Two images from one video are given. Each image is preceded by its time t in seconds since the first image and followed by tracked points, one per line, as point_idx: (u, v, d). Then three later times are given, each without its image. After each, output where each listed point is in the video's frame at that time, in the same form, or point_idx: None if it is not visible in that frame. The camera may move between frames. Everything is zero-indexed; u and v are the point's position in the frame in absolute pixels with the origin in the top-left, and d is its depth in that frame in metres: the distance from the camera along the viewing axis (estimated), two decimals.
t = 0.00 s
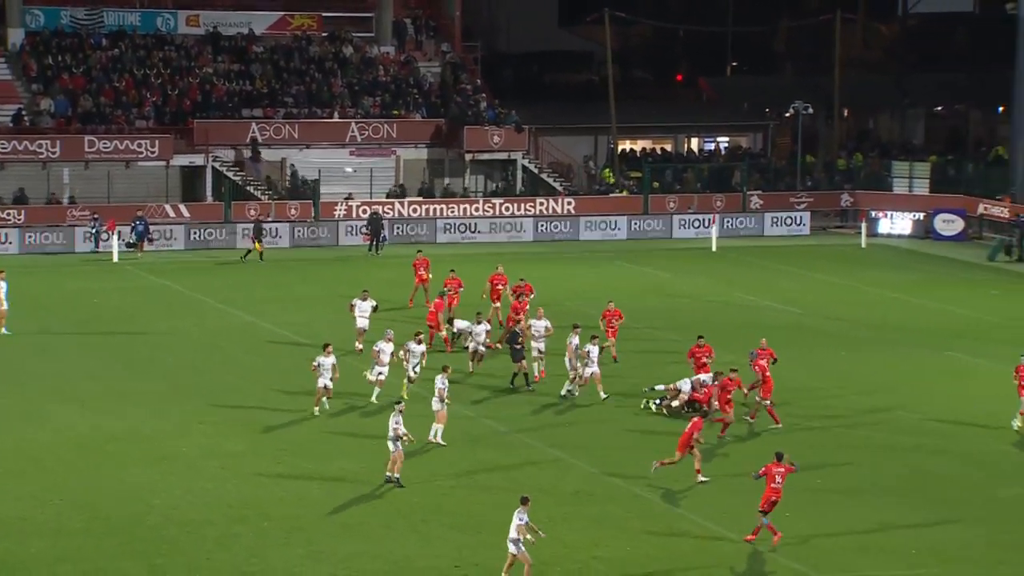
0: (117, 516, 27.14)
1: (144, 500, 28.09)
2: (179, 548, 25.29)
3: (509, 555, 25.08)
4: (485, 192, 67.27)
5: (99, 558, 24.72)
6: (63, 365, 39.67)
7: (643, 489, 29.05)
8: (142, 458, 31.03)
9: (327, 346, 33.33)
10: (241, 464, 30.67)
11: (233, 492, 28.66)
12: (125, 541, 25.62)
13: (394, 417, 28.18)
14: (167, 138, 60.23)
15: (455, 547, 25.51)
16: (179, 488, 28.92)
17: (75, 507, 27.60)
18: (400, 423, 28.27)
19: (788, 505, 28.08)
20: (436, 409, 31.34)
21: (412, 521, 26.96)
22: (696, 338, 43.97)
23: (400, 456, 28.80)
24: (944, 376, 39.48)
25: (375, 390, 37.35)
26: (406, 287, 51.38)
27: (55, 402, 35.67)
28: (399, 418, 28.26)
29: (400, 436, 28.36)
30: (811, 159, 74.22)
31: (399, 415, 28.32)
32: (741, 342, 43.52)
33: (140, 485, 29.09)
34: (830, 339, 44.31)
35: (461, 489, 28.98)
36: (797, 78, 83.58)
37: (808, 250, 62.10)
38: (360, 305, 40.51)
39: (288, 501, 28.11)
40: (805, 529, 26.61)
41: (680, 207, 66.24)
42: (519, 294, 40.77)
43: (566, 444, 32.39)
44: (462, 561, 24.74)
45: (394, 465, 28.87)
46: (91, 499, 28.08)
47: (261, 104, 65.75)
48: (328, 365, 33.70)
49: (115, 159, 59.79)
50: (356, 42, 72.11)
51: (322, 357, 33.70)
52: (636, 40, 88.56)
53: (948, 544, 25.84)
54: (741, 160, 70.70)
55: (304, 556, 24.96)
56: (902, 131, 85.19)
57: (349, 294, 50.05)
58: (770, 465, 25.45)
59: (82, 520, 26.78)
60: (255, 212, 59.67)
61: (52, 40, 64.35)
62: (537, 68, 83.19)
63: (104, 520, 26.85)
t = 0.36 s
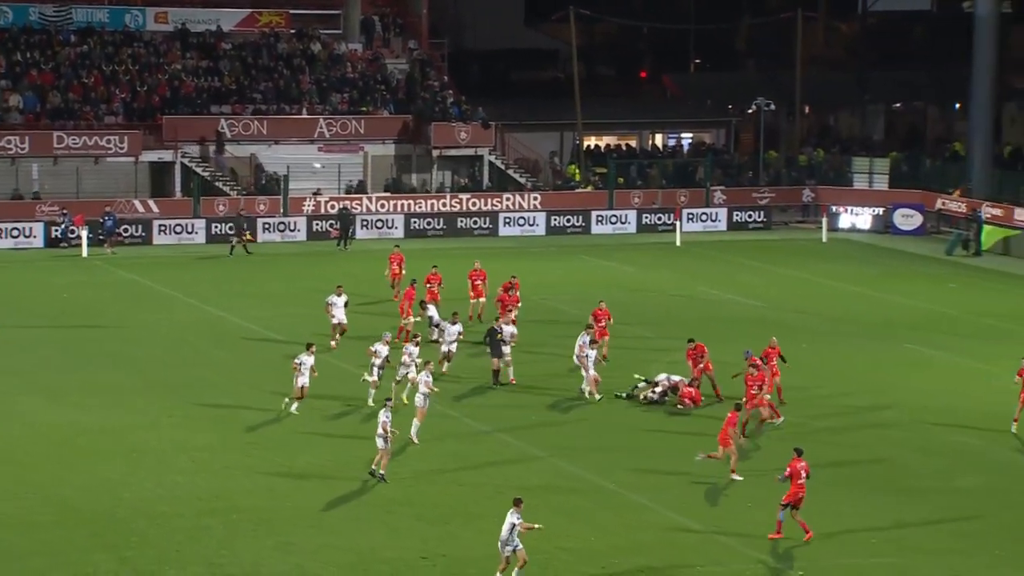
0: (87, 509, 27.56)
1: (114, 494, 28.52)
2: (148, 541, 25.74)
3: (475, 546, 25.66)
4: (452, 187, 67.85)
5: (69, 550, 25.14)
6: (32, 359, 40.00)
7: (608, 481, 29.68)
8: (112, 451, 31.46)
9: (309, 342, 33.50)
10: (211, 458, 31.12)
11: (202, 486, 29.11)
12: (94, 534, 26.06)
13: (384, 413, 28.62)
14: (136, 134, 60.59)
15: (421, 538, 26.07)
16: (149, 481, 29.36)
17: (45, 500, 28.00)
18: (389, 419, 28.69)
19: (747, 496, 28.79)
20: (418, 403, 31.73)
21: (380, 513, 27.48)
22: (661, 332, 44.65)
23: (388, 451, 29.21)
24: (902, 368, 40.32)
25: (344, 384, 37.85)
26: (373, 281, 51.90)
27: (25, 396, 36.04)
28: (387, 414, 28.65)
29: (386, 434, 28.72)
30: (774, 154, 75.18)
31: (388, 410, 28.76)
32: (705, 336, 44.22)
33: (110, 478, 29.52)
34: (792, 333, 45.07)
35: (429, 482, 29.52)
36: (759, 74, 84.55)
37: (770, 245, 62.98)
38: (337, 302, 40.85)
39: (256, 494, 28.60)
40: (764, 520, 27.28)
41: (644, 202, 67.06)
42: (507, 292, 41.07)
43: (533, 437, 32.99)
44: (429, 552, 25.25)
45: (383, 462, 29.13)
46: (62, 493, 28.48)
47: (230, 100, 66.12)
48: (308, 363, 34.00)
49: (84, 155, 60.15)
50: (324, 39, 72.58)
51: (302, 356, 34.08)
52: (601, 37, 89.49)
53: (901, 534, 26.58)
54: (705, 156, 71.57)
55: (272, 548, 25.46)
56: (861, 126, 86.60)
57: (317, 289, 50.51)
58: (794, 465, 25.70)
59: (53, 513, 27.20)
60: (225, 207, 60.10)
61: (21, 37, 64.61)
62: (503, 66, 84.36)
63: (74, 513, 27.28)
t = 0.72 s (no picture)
0: (53, 503, 27.81)
1: (79, 489, 28.79)
2: (115, 536, 26.01)
3: (440, 540, 26.05)
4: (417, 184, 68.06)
5: (35, 545, 25.40)
6: None
7: (570, 475, 30.17)
8: (78, 447, 31.72)
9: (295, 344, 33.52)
10: (176, 453, 31.41)
11: (168, 481, 29.42)
12: (61, 529, 26.33)
13: (366, 421, 28.65)
14: (101, 130, 61.18)
15: (386, 532, 26.43)
16: (114, 477, 29.64)
17: (11, 495, 28.23)
18: (372, 426, 28.73)
19: (706, 489, 29.30)
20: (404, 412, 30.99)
21: (344, 507, 27.86)
22: (624, 327, 45.15)
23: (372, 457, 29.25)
24: (861, 362, 40.96)
25: (309, 378, 38.22)
26: (338, 277, 52.22)
27: None
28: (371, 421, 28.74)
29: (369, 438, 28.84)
30: (736, 151, 75.80)
31: (371, 418, 28.75)
32: (668, 331, 44.75)
33: (75, 474, 29.77)
34: (753, 327, 45.65)
35: (393, 476, 29.90)
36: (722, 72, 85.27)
37: (732, 240, 63.61)
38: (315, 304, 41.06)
39: (222, 489, 28.91)
40: (723, 513, 27.83)
41: (608, 199, 67.43)
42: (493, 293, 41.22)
43: (496, 431, 33.44)
44: (394, 547, 25.61)
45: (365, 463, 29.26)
46: (27, 488, 28.72)
47: (195, 97, 66.23)
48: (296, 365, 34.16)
49: (49, 151, 60.65)
50: (289, 37, 72.77)
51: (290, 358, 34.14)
52: (564, 34, 90.12)
53: (859, 526, 27.14)
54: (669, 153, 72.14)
55: (239, 542, 25.78)
56: (822, 124, 87.51)
57: (283, 285, 50.78)
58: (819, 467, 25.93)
59: (18, 508, 27.44)
60: (191, 204, 60.18)
61: None
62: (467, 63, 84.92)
63: (39, 507, 27.55)
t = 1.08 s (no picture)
0: (38, 501, 28.01)
1: (63, 486, 29.00)
2: (99, 534, 26.22)
3: (423, 537, 26.32)
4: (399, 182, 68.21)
5: (19, 543, 25.61)
6: None
7: (552, 472, 30.46)
8: (61, 444, 31.91)
9: (312, 351, 33.18)
10: (160, 451, 31.63)
11: (151, 478, 29.65)
12: (46, 526, 26.51)
13: (372, 414, 28.64)
14: (83, 130, 61.13)
15: (370, 529, 26.69)
16: (98, 475, 29.85)
17: None
18: (375, 421, 28.69)
19: (686, 485, 29.62)
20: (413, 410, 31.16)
21: (327, 504, 28.10)
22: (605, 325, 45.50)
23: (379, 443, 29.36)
24: (840, 359, 41.35)
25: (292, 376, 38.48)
26: (319, 275, 52.46)
27: None
28: (376, 414, 28.71)
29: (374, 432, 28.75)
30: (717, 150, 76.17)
31: (376, 411, 28.84)
32: (648, 328, 45.11)
33: (59, 471, 29.98)
34: (733, 325, 46.03)
35: (377, 473, 30.18)
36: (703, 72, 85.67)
37: (712, 239, 64.00)
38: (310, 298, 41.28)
39: (205, 486, 29.13)
40: (702, 509, 28.15)
41: (589, 197, 67.56)
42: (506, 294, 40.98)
43: (479, 428, 33.74)
44: (377, 544, 25.86)
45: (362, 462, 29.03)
46: (11, 486, 28.91)
47: (178, 96, 66.39)
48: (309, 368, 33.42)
49: (31, 150, 60.64)
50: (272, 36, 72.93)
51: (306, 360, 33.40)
52: (546, 34, 90.38)
53: (837, 522, 27.51)
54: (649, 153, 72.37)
55: (223, 540, 26.01)
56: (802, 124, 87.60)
57: (265, 283, 51.01)
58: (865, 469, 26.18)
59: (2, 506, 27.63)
60: (173, 203, 60.10)
61: None
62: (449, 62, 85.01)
63: (23, 505, 27.74)
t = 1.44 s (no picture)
0: (36, 497, 28.03)
1: (61, 482, 29.01)
2: (97, 530, 26.23)
3: (422, 532, 26.34)
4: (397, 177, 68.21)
5: (18, 538, 25.63)
6: None
7: (551, 468, 30.48)
8: (59, 440, 31.91)
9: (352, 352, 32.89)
10: (158, 447, 31.65)
11: (149, 474, 29.65)
12: (43, 522, 26.53)
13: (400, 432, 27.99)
14: (82, 126, 60.92)
15: (368, 525, 26.72)
16: (96, 470, 29.86)
17: None
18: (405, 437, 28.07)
19: (685, 481, 29.65)
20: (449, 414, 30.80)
21: (325, 500, 28.12)
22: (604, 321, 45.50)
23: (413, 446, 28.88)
24: (838, 354, 41.36)
25: (290, 372, 38.48)
26: (317, 271, 52.48)
27: None
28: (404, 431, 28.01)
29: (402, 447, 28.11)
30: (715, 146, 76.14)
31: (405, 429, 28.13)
32: (646, 324, 45.14)
33: (56, 467, 29.99)
34: (732, 321, 46.04)
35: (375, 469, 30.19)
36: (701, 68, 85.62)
37: (710, 235, 64.00)
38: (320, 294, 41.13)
39: (203, 482, 29.15)
40: (701, 505, 28.17)
41: (588, 193, 67.55)
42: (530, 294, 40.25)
43: (476, 424, 33.74)
44: (375, 539, 25.89)
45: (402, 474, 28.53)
46: (9, 481, 28.93)
47: (177, 92, 66.38)
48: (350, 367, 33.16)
49: (29, 146, 60.50)
50: (271, 32, 72.92)
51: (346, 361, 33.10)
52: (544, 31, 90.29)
53: (835, 517, 27.56)
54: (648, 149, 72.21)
55: (222, 535, 26.04)
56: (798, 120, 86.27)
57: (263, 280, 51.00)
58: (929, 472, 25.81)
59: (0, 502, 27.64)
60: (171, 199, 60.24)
61: None
62: (447, 58, 84.87)
63: (22, 501, 27.75)
